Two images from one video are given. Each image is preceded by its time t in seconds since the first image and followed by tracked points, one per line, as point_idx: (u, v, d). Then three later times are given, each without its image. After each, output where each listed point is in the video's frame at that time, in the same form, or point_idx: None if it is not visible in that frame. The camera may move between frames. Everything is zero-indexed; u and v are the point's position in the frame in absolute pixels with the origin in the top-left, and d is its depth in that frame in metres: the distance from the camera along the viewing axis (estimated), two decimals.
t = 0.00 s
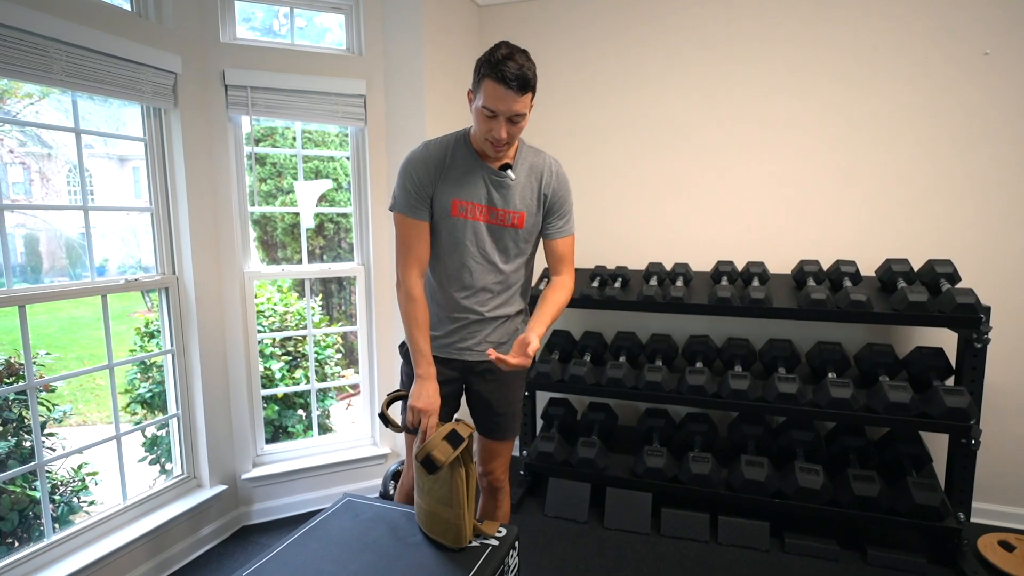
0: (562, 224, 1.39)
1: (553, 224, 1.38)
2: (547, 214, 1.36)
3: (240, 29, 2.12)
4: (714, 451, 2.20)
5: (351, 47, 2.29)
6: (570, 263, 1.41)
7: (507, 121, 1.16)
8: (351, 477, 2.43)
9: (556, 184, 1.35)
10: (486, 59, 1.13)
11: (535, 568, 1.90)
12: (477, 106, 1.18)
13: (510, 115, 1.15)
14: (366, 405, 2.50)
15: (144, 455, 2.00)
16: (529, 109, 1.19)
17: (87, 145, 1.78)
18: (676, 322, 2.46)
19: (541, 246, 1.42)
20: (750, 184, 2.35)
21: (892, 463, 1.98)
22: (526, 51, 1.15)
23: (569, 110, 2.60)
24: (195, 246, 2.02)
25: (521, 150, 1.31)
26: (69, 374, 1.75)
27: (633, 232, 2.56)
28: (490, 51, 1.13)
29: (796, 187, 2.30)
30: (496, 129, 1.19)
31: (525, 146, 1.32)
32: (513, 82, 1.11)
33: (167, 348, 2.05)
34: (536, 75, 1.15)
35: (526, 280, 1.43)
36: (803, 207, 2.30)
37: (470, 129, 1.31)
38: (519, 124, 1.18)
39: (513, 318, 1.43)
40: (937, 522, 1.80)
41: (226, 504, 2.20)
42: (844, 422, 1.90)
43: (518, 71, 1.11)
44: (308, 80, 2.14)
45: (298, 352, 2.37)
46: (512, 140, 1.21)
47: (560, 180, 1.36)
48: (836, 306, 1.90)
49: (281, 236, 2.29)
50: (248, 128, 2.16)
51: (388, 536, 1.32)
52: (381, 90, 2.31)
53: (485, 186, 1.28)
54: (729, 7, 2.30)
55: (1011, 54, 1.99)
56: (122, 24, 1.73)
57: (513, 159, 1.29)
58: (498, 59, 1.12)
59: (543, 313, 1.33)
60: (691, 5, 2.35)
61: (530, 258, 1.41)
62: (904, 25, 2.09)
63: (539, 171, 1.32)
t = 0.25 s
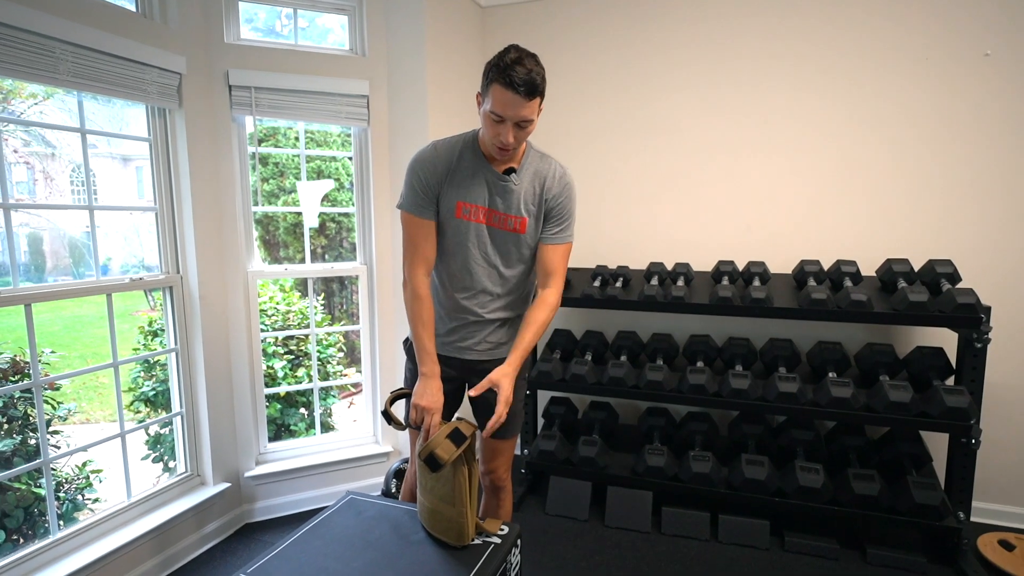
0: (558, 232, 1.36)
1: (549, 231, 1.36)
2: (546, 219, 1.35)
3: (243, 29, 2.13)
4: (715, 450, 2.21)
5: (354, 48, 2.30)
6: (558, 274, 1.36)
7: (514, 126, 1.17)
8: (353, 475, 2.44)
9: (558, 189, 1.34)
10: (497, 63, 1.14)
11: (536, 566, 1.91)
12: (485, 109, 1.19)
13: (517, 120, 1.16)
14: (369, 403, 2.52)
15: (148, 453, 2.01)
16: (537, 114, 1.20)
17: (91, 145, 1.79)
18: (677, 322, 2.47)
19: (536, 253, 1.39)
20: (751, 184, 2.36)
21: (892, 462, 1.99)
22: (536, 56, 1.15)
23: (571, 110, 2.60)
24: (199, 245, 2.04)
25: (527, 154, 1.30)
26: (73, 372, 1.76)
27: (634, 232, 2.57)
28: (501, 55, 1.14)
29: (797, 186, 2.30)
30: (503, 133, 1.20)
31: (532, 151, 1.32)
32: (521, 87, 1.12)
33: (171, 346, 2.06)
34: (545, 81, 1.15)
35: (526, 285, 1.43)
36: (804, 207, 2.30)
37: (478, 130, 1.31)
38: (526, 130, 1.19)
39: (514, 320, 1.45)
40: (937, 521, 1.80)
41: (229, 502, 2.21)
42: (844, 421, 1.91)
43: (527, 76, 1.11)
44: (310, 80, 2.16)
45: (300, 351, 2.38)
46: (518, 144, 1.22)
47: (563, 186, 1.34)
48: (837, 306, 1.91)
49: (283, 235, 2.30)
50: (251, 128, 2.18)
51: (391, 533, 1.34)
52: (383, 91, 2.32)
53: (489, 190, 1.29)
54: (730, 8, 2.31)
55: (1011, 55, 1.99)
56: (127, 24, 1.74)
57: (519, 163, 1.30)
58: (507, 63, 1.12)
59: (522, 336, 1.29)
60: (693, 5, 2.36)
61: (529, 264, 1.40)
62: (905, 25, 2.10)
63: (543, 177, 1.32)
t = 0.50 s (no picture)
0: (553, 230, 1.35)
1: (542, 228, 1.35)
2: (537, 215, 1.34)
3: (247, 31, 2.14)
4: (716, 450, 2.21)
5: (357, 49, 2.31)
6: (549, 275, 1.35)
7: (508, 123, 1.17)
8: (356, 475, 2.45)
9: (553, 187, 1.33)
10: (489, 59, 1.14)
11: (538, 566, 1.91)
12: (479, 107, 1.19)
13: (511, 117, 1.16)
14: (371, 403, 2.53)
15: (151, 452, 2.02)
16: (531, 111, 1.20)
17: (96, 145, 1.80)
18: (678, 322, 2.48)
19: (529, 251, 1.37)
20: (752, 185, 2.37)
21: (893, 462, 2.00)
22: (529, 53, 1.15)
23: (573, 111, 2.62)
24: (203, 245, 2.05)
25: (522, 153, 1.30)
26: (76, 372, 1.75)
27: (636, 232, 2.58)
28: (494, 52, 1.14)
29: (798, 188, 2.31)
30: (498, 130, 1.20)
31: (529, 149, 1.32)
32: (515, 84, 1.11)
33: (175, 345, 2.07)
34: (539, 77, 1.15)
35: (525, 285, 1.42)
36: (806, 208, 2.31)
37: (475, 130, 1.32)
38: (520, 127, 1.19)
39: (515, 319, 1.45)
40: (939, 521, 1.80)
41: (232, 501, 2.22)
42: (846, 421, 1.91)
43: (520, 73, 1.11)
44: (314, 81, 2.17)
45: (303, 351, 2.39)
46: (513, 141, 1.22)
47: (558, 184, 1.34)
48: (838, 307, 1.91)
49: (286, 236, 2.31)
50: (255, 129, 2.19)
51: (394, 531, 1.34)
52: (386, 92, 2.33)
53: (485, 189, 1.30)
54: (732, 10, 2.32)
55: (1012, 56, 2.00)
56: (133, 25, 1.75)
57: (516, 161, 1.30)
58: (501, 60, 1.12)
59: (512, 341, 1.26)
60: (694, 7, 2.37)
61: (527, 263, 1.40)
62: (907, 27, 2.11)
63: (538, 175, 1.31)
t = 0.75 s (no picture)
0: (552, 226, 1.35)
1: (547, 226, 1.35)
2: (542, 214, 1.35)
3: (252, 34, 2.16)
4: (718, 452, 2.22)
5: (361, 52, 2.32)
6: (562, 270, 1.37)
7: (495, 119, 1.18)
8: (357, 475, 2.45)
9: (550, 183, 1.33)
10: (472, 59, 1.16)
11: (540, 567, 1.92)
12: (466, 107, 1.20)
13: (497, 113, 1.17)
14: (373, 404, 2.53)
15: (154, 452, 2.03)
16: (519, 106, 1.21)
17: (101, 147, 1.81)
18: (680, 324, 2.48)
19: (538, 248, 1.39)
20: (754, 188, 2.38)
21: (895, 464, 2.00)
22: (512, 49, 1.16)
23: (575, 114, 2.63)
24: (207, 246, 2.06)
25: (515, 151, 1.31)
26: (80, 373, 1.76)
27: (638, 235, 2.59)
28: (476, 51, 1.15)
29: (799, 190, 2.32)
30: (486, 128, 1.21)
31: (520, 146, 1.33)
32: (498, 80, 1.13)
33: (179, 346, 2.08)
34: (523, 72, 1.16)
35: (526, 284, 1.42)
36: (807, 211, 2.32)
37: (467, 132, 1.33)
38: (508, 122, 1.20)
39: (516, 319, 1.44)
40: (940, 524, 1.81)
41: (234, 502, 2.22)
42: (848, 423, 1.92)
43: (503, 69, 1.13)
44: (318, 84, 2.18)
45: (306, 352, 2.40)
46: (503, 138, 1.23)
47: (553, 180, 1.34)
48: (840, 309, 1.92)
49: (288, 237, 2.32)
50: (259, 131, 2.20)
51: (397, 532, 1.35)
52: (390, 95, 2.34)
53: (479, 189, 1.30)
54: (734, 14, 2.33)
55: (1012, 60, 2.01)
56: (138, 28, 1.77)
57: (508, 159, 1.31)
58: (483, 57, 1.13)
59: (528, 335, 1.30)
60: (696, 10, 2.38)
61: (527, 261, 1.40)
62: (907, 32, 2.12)
63: (533, 172, 1.32)
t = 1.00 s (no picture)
0: (552, 224, 1.37)
1: (548, 226, 1.38)
2: (543, 214, 1.37)
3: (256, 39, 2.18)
4: (720, 456, 2.21)
5: (364, 57, 2.34)
6: (565, 268, 1.40)
7: (486, 101, 1.22)
8: (360, 478, 2.46)
9: (548, 183, 1.35)
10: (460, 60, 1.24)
11: (542, 571, 1.92)
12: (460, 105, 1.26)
13: (489, 94, 1.21)
14: (375, 407, 2.54)
15: (157, 455, 2.03)
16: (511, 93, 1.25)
17: (106, 151, 1.82)
18: (682, 328, 2.49)
19: (540, 249, 1.42)
20: (755, 192, 2.38)
21: (898, 468, 1.99)
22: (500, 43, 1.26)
23: (577, 118, 2.64)
24: (211, 249, 2.07)
25: (514, 153, 1.33)
26: (84, 375, 1.77)
27: (640, 238, 2.59)
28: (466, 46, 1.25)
29: (801, 194, 2.32)
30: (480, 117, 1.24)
31: (518, 147, 1.35)
32: (487, 59, 1.19)
33: (182, 349, 2.09)
34: (511, 59, 1.23)
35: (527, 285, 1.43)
36: (809, 215, 2.32)
37: (464, 137, 1.37)
38: (501, 105, 1.23)
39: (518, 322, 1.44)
40: (944, 528, 1.80)
41: (237, 504, 2.23)
42: (850, 427, 1.92)
43: (491, 51, 1.20)
44: (322, 88, 2.20)
45: (309, 355, 2.41)
46: (497, 125, 1.25)
47: (551, 180, 1.36)
48: (842, 313, 1.92)
49: (291, 241, 2.33)
50: (263, 135, 2.21)
51: (400, 535, 1.35)
52: (393, 99, 2.36)
53: (479, 191, 1.32)
54: (735, 18, 2.34)
55: (1014, 64, 2.01)
56: (145, 34, 1.78)
57: (506, 159, 1.33)
58: (472, 46, 1.22)
59: (535, 326, 1.34)
60: (698, 15, 2.39)
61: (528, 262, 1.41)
62: (910, 36, 2.13)
63: (532, 172, 1.34)
